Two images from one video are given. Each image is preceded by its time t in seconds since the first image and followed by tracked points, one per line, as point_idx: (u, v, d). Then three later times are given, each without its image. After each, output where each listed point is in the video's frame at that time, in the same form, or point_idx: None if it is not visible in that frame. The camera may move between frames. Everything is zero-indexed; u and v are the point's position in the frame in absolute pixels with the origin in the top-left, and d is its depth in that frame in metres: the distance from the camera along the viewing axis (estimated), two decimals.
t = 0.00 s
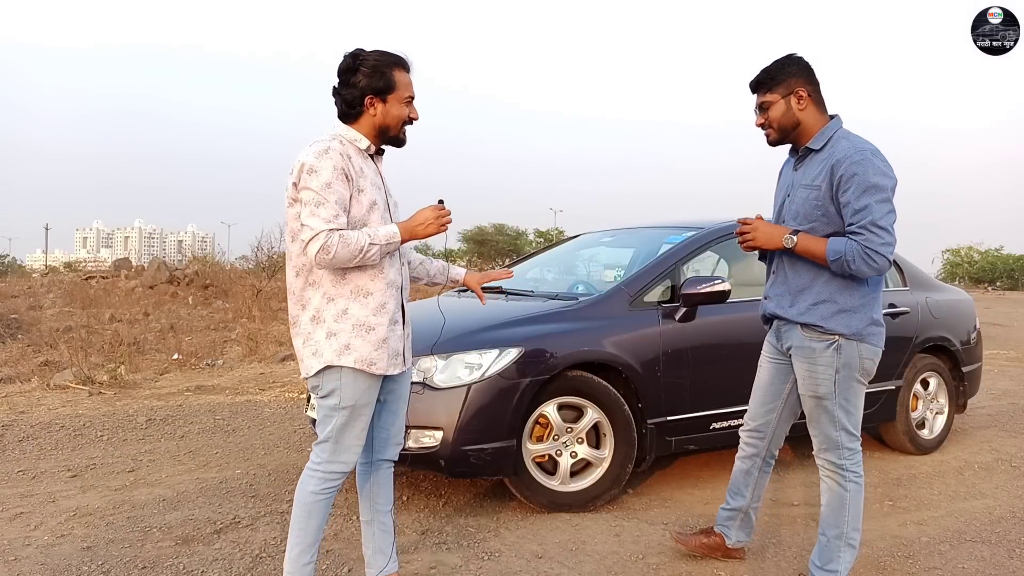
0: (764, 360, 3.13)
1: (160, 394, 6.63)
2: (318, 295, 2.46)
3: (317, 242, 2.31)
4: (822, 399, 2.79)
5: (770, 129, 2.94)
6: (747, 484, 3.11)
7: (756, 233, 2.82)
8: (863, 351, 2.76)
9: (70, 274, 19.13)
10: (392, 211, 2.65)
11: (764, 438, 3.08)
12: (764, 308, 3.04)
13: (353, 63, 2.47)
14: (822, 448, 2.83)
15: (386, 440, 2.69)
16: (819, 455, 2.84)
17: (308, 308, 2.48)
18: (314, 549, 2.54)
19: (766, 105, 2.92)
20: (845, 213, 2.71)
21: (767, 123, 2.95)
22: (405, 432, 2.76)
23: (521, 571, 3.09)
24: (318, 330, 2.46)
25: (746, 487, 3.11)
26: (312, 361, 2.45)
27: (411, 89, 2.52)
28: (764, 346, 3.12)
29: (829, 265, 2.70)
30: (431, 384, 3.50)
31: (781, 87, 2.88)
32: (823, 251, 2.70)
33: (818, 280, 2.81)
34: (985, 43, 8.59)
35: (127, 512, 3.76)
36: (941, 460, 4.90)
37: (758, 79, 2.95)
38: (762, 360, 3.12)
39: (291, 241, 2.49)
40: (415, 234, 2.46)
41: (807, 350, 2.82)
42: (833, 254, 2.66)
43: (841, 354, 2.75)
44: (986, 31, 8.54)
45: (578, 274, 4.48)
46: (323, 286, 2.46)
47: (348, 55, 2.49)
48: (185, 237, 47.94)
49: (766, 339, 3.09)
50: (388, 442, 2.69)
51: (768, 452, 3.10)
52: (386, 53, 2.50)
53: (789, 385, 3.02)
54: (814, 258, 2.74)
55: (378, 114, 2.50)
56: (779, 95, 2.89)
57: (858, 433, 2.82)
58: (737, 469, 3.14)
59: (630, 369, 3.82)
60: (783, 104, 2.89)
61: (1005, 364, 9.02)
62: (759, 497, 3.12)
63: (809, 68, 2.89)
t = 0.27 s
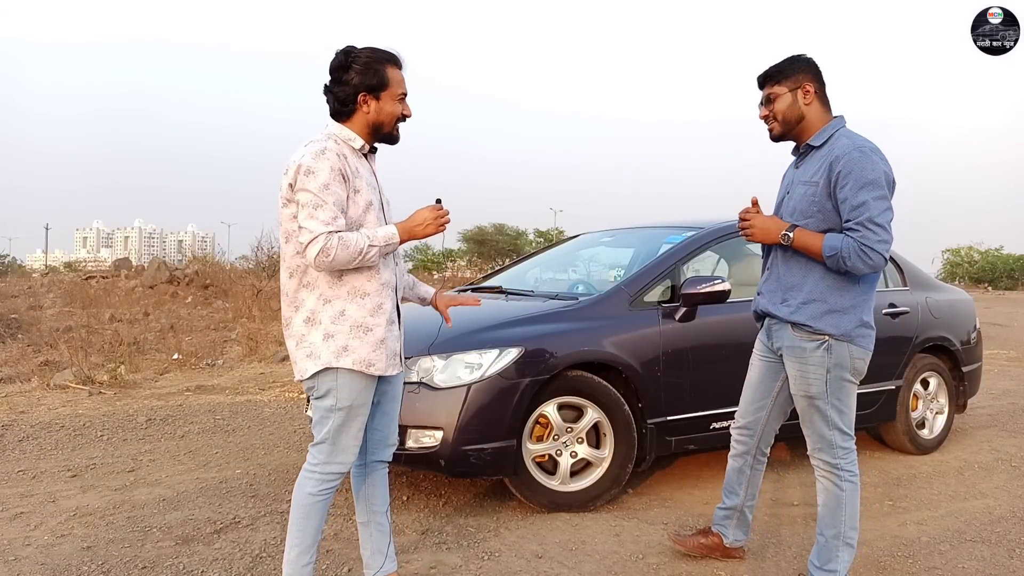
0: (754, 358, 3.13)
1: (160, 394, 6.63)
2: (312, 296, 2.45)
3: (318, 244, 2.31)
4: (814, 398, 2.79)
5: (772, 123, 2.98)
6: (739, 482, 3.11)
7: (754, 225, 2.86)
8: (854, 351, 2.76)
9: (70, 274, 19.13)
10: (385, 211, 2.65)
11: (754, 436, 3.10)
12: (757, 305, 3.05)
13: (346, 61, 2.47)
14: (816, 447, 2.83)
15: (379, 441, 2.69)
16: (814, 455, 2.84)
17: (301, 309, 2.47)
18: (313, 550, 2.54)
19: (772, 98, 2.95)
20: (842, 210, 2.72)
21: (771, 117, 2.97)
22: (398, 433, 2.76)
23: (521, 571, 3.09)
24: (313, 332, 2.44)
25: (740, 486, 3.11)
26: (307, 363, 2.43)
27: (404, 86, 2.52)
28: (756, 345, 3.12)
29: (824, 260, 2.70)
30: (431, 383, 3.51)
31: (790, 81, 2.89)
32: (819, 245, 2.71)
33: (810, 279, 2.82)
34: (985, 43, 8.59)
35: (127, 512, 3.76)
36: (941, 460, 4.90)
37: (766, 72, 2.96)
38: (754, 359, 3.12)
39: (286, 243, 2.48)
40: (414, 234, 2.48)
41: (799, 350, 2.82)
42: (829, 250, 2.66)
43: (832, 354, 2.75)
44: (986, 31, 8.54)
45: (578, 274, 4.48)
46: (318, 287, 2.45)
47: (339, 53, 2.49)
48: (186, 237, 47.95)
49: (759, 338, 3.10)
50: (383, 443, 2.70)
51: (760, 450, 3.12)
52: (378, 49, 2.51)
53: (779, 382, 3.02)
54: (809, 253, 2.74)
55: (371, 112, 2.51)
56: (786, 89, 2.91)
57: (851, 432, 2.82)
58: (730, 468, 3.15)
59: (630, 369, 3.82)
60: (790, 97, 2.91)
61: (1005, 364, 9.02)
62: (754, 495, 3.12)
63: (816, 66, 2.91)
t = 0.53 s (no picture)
0: (745, 356, 3.12)
1: (160, 394, 6.63)
2: (315, 294, 2.45)
3: (347, 237, 2.32)
4: (806, 397, 2.79)
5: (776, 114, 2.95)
6: (731, 480, 3.13)
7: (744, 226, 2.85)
8: (845, 350, 2.76)
9: (70, 274, 19.14)
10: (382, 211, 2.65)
11: (739, 432, 3.10)
12: (747, 305, 3.04)
13: (342, 58, 2.48)
14: (809, 447, 2.82)
15: (377, 442, 2.69)
16: (807, 454, 2.83)
17: (303, 307, 2.47)
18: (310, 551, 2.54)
19: (784, 89, 2.91)
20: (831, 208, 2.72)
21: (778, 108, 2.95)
22: (397, 434, 2.76)
23: (521, 571, 3.09)
24: (313, 331, 2.44)
25: (731, 484, 3.13)
26: (305, 361, 2.43)
27: (400, 83, 2.52)
28: (746, 345, 3.12)
29: (810, 258, 2.70)
30: (431, 384, 3.51)
31: (804, 77, 2.87)
32: (806, 244, 2.71)
33: (801, 278, 2.82)
34: (985, 43, 8.59)
35: (127, 512, 3.76)
36: (941, 460, 4.90)
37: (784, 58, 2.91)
38: (743, 358, 3.12)
39: (291, 243, 2.48)
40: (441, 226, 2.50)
41: (790, 350, 2.82)
42: (815, 248, 2.67)
43: (823, 353, 2.76)
44: (986, 31, 8.54)
45: (577, 274, 4.48)
46: (321, 285, 2.45)
47: (335, 51, 2.50)
48: (186, 237, 47.96)
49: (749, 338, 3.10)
50: (380, 444, 2.69)
51: (746, 445, 3.11)
52: (373, 48, 2.52)
53: (769, 381, 3.01)
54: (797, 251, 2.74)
55: (368, 109, 2.50)
56: (800, 83, 2.88)
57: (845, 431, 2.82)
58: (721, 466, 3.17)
59: (631, 369, 3.82)
60: (801, 92, 2.89)
61: (1005, 364, 9.03)
62: (746, 492, 3.13)
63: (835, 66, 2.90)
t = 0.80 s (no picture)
0: (723, 355, 3.12)
1: (160, 394, 6.63)
2: (334, 287, 2.46)
3: (413, 214, 2.35)
4: (793, 397, 2.79)
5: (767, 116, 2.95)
6: (715, 480, 3.14)
7: (736, 228, 2.82)
8: (830, 349, 2.78)
9: (70, 274, 19.14)
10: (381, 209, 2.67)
11: (718, 431, 3.10)
12: (732, 303, 3.02)
13: (344, 60, 2.48)
14: (796, 446, 2.82)
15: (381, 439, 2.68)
16: (794, 454, 2.83)
17: (320, 300, 2.47)
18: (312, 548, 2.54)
19: (775, 91, 2.90)
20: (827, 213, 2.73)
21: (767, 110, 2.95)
22: (402, 432, 2.76)
23: (521, 571, 3.09)
24: (329, 323, 2.45)
25: (717, 483, 3.13)
26: (318, 352, 2.44)
27: (403, 84, 2.53)
28: (725, 344, 3.11)
29: (806, 262, 2.71)
30: (431, 384, 3.50)
31: (793, 78, 2.88)
32: (803, 247, 2.71)
33: (791, 278, 2.81)
34: (985, 43, 8.59)
35: (127, 512, 3.76)
36: (941, 460, 4.90)
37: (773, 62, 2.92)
38: (722, 357, 3.11)
39: (314, 239, 2.48)
40: (511, 212, 2.45)
41: (778, 349, 2.81)
42: (813, 252, 2.67)
43: (811, 352, 2.76)
44: (986, 31, 8.54)
45: (577, 274, 4.48)
46: (340, 277, 2.46)
47: (338, 54, 2.51)
48: (186, 237, 47.96)
49: (729, 336, 3.08)
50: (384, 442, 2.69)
51: (727, 445, 3.12)
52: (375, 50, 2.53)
53: (748, 380, 3.02)
54: (793, 254, 2.74)
55: (372, 110, 2.50)
56: (789, 85, 2.88)
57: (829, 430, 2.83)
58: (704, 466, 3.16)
59: (631, 369, 3.82)
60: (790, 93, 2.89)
61: (1005, 364, 9.02)
62: (733, 490, 3.14)
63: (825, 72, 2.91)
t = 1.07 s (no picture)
0: (702, 348, 3.12)
1: (160, 394, 6.63)
2: (353, 282, 2.46)
3: (447, 201, 2.38)
4: (784, 395, 2.78)
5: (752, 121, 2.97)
6: (695, 471, 3.14)
7: (732, 229, 2.75)
8: (819, 348, 2.80)
9: (70, 274, 19.14)
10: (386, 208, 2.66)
11: (692, 423, 3.09)
12: (721, 301, 3.01)
13: (358, 64, 2.48)
14: (785, 444, 2.81)
15: (389, 437, 2.68)
16: (783, 453, 2.82)
17: (339, 294, 2.47)
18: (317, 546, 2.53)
19: (756, 96, 2.93)
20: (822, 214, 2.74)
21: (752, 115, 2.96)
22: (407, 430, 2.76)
23: (521, 571, 3.09)
24: (348, 317, 2.45)
25: (698, 473, 3.14)
26: (337, 345, 2.44)
27: (416, 88, 2.53)
28: (705, 339, 3.11)
29: (805, 263, 2.69)
30: (431, 383, 3.50)
31: (772, 82, 2.89)
32: (801, 249, 2.69)
33: (783, 278, 2.81)
34: (985, 43, 8.58)
35: (127, 512, 3.75)
36: (941, 460, 4.90)
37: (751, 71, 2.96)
38: (701, 352, 3.11)
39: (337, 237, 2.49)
40: (545, 213, 2.47)
41: (769, 348, 2.81)
42: (813, 253, 2.66)
43: (801, 351, 2.77)
44: (986, 31, 8.54)
45: (577, 274, 4.48)
46: (361, 273, 2.46)
47: (352, 58, 2.50)
48: (186, 237, 47.95)
49: (712, 332, 3.08)
50: (390, 440, 2.69)
51: (702, 435, 3.12)
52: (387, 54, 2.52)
53: (730, 373, 3.02)
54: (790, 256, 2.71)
55: (387, 113, 2.50)
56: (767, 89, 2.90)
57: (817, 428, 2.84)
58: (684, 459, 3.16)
59: (630, 369, 3.82)
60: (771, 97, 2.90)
61: (1005, 364, 9.02)
62: (714, 477, 3.15)
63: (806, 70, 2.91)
